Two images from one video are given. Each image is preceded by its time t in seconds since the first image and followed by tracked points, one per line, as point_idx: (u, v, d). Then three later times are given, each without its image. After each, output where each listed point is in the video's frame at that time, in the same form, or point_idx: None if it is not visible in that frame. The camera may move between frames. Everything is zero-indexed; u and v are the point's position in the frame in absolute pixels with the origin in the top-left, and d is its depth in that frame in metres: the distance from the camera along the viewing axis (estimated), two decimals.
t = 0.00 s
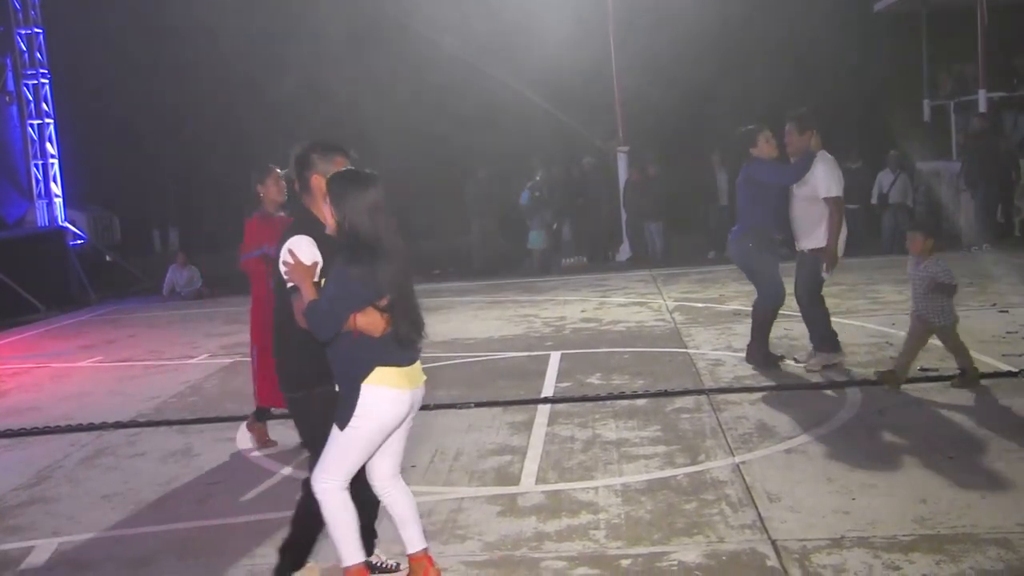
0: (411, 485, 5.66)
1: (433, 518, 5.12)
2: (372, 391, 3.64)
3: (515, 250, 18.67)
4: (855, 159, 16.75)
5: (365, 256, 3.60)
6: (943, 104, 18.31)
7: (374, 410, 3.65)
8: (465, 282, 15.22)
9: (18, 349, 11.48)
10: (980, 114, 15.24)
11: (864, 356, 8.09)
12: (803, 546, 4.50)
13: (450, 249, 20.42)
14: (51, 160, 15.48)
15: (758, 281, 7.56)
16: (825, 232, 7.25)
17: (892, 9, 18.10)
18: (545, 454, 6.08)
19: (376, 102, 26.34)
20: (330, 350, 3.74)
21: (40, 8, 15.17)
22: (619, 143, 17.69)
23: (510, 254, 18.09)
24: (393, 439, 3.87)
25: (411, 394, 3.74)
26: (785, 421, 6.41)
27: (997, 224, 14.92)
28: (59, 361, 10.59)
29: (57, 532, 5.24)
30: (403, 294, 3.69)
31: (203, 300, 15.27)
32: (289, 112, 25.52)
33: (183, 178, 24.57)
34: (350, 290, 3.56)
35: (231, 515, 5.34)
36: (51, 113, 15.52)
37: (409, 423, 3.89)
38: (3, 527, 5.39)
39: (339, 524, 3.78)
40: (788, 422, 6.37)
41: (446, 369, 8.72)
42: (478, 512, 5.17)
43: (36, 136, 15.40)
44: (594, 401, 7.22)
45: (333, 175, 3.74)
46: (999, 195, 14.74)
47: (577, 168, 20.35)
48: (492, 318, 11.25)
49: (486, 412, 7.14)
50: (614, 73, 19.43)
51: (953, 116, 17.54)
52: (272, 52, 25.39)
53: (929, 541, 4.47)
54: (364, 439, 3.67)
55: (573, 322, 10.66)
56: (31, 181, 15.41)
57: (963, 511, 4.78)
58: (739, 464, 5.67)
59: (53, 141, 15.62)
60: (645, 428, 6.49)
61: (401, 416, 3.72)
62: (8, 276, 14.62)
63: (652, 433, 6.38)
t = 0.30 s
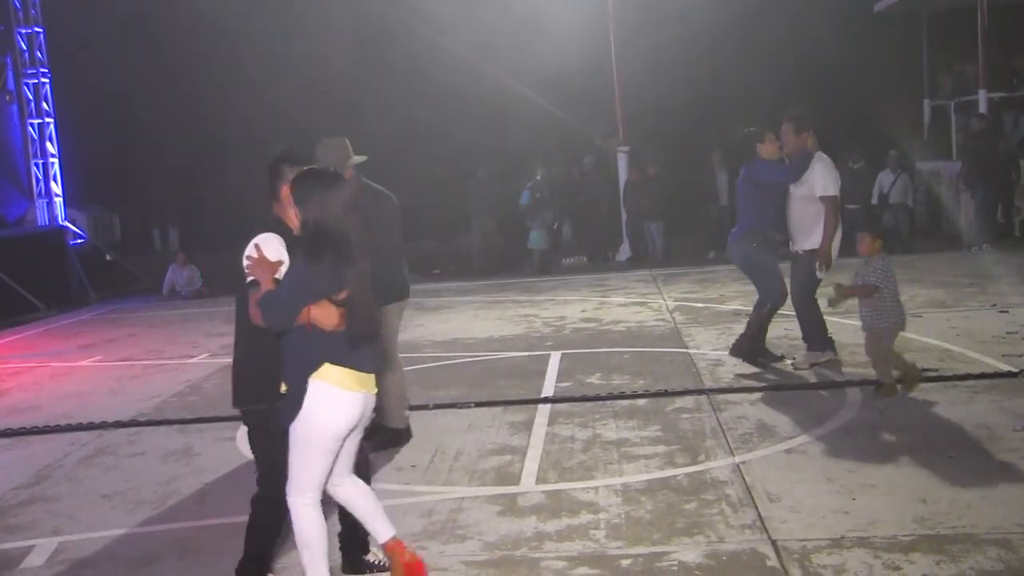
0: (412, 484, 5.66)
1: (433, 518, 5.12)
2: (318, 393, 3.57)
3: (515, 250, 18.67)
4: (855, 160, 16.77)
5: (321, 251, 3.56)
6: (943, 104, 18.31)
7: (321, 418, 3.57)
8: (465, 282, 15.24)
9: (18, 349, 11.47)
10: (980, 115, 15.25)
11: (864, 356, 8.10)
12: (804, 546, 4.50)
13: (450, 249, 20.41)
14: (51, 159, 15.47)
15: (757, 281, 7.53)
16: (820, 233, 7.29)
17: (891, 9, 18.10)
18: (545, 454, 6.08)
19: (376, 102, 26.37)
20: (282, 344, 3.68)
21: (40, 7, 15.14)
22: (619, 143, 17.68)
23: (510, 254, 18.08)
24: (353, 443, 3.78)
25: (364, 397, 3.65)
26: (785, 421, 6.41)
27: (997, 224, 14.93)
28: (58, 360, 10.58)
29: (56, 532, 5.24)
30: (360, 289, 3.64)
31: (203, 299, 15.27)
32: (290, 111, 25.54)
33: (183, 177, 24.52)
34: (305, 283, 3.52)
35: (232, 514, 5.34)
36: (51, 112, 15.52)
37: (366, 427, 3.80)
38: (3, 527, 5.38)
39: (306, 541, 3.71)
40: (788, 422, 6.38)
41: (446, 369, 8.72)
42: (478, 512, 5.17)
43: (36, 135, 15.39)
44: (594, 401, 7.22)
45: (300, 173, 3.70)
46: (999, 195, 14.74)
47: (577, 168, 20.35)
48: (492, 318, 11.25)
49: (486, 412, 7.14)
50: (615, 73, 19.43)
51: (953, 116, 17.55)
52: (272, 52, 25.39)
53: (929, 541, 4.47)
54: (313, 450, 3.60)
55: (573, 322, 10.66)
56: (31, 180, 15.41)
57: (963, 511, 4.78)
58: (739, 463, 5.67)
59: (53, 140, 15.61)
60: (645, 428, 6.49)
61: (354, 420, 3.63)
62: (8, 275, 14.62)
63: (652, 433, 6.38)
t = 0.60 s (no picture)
0: (410, 485, 5.67)
1: (432, 518, 5.13)
2: (285, 394, 3.59)
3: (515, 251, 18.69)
4: (855, 161, 16.80)
5: (279, 255, 3.62)
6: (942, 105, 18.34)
7: (289, 418, 3.59)
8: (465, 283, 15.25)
9: (16, 349, 11.46)
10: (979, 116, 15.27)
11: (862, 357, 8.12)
12: (802, 547, 4.51)
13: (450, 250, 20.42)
14: (49, 158, 15.49)
15: (757, 283, 7.44)
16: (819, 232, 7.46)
17: (890, 10, 18.12)
18: (544, 453, 6.10)
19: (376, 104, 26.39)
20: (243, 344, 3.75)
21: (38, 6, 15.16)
22: (619, 144, 17.69)
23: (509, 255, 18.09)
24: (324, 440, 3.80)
25: (332, 393, 3.67)
26: (783, 422, 6.42)
27: (995, 226, 14.95)
28: (56, 360, 10.57)
29: (55, 532, 5.24)
30: (315, 288, 3.71)
31: (202, 299, 15.27)
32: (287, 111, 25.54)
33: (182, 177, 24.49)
34: (262, 285, 3.58)
35: (230, 514, 5.35)
36: (49, 111, 15.55)
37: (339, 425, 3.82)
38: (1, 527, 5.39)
39: (298, 546, 3.71)
40: (785, 423, 6.39)
41: (446, 369, 8.74)
42: (477, 512, 5.18)
43: (34, 134, 15.41)
44: (593, 401, 7.24)
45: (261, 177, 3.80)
46: (998, 197, 14.76)
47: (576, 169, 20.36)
48: (492, 318, 11.27)
49: (485, 412, 7.16)
50: (616, 74, 19.43)
51: (952, 117, 17.58)
52: (271, 52, 25.39)
53: (926, 541, 4.48)
54: (285, 450, 3.61)
55: (572, 322, 10.67)
56: (30, 179, 15.40)
57: (960, 512, 4.79)
58: (738, 464, 5.68)
59: (52, 140, 15.62)
60: (643, 428, 6.51)
61: (325, 416, 3.65)
62: (7, 275, 14.63)
63: (650, 433, 6.40)
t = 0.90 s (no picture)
0: (383, 488, 5.65)
1: (406, 520, 5.13)
2: (218, 395, 3.63)
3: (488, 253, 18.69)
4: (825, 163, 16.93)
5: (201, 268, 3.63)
6: (911, 108, 18.50)
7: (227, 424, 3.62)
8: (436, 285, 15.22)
9: None
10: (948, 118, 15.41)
11: (832, 357, 8.18)
12: (773, 546, 4.54)
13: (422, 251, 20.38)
14: (12, 159, 15.61)
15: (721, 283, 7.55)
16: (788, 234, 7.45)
17: (861, 14, 18.26)
18: (517, 455, 6.11)
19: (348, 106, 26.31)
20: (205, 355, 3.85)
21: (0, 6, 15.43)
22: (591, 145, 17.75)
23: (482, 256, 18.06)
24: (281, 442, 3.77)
25: (274, 397, 3.65)
26: (754, 422, 6.46)
27: (964, 228, 15.10)
28: (23, 364, 10.48)
29: (22, 539, 5.19)
30: (240, 289, 3.61)
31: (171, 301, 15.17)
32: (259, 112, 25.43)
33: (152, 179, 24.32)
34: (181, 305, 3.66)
35: (199, 519, 5.31)
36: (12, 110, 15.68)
37: (296, 430, 3.77)
38: None
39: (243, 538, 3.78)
40: (757, 423, 6.42)
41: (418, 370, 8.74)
42: (450, 514, 5.18)
43: None
44: (566, 402, 7.26)
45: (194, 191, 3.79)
46: (966, 199, 14.92)
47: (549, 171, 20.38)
48: (465, 320, 11.27)
49: (458, 414, 7.16)
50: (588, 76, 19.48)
51: (920, 120, 17.76)
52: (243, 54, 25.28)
53: (895, 539, 4.52)
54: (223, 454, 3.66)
55: (545, 323, 10.69)
56: None
57: (927, 509, 4.84)
58: (709, 465, 5.70)
59: (15, 140, 15.79)
60: (616, 429, 6.54)
61: (260, 422, 3.63)
62: None
63: (623, 434, 6.43)
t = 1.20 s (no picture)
0: (363, 490, 5.63)
1: (385, 522, 5.11)
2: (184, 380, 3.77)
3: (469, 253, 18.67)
4: (803, 164, 17.00)
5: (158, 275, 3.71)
6: (889, 111, 18.58)
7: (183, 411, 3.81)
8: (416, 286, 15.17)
9: None
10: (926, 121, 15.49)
11: (811, 358, 8.21)
12: (753, 547, 4.55)
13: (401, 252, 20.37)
14: None
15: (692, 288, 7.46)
16: (765, 234, 7.53)
17: (841, 16, 18.34)
18: (497, 457, 6.10)
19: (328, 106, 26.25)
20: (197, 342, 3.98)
21: None
22: (570, 145, 17.77)
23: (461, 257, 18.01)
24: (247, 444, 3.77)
25: (201, 394, 3.70)
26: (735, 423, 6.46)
27: (941, 229, 15.19)
28: None
29: None
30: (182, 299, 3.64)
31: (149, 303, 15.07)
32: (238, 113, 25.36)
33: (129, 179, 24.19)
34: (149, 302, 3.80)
35: (179, 522, 5.28)
36: None
37: (260, 435, 3.75)
38: None
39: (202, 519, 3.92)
40: (738, 424, 6.43)
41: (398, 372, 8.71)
42: (430, 516, 5.17)
43: None
44: (545, 404, 7.25)
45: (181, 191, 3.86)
46: (944, 201, 15.01)
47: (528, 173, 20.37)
48: (445, 322, 11.24)
49: (439, 416, 7.15)
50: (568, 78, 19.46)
51: (897, 122, 17.85)
52: (221, 54, 25.18)
53: (875, 541, 4.53)
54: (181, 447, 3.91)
55: (525, 325, 10.68)
56: None
57: (906, 510, 4.86)
58: (689, 467, 5.70)
59: None
60: (596, 431, 6.53)
61: (209, 411, 3.71)
62: None
63: (603, 435, 6.42)
